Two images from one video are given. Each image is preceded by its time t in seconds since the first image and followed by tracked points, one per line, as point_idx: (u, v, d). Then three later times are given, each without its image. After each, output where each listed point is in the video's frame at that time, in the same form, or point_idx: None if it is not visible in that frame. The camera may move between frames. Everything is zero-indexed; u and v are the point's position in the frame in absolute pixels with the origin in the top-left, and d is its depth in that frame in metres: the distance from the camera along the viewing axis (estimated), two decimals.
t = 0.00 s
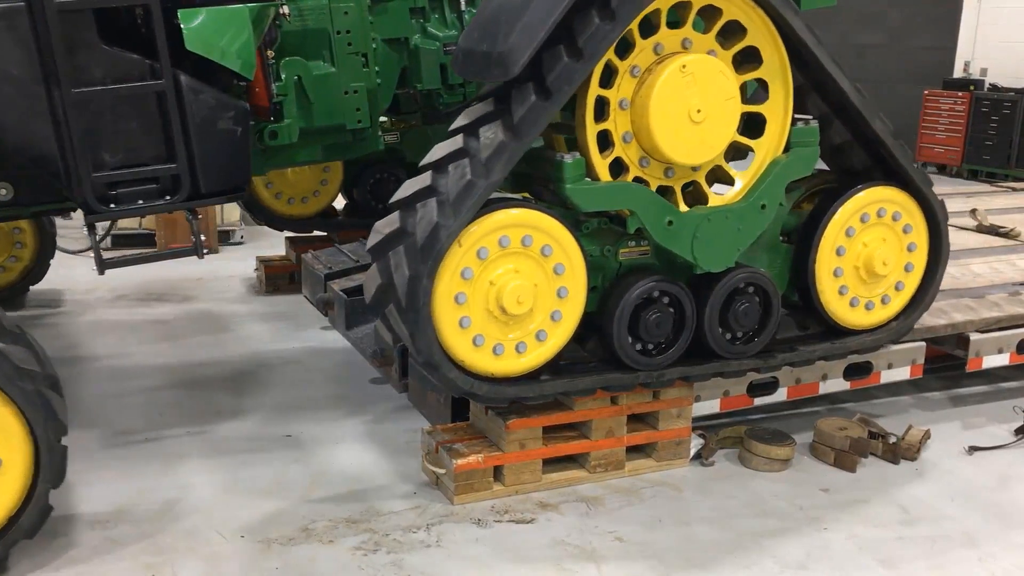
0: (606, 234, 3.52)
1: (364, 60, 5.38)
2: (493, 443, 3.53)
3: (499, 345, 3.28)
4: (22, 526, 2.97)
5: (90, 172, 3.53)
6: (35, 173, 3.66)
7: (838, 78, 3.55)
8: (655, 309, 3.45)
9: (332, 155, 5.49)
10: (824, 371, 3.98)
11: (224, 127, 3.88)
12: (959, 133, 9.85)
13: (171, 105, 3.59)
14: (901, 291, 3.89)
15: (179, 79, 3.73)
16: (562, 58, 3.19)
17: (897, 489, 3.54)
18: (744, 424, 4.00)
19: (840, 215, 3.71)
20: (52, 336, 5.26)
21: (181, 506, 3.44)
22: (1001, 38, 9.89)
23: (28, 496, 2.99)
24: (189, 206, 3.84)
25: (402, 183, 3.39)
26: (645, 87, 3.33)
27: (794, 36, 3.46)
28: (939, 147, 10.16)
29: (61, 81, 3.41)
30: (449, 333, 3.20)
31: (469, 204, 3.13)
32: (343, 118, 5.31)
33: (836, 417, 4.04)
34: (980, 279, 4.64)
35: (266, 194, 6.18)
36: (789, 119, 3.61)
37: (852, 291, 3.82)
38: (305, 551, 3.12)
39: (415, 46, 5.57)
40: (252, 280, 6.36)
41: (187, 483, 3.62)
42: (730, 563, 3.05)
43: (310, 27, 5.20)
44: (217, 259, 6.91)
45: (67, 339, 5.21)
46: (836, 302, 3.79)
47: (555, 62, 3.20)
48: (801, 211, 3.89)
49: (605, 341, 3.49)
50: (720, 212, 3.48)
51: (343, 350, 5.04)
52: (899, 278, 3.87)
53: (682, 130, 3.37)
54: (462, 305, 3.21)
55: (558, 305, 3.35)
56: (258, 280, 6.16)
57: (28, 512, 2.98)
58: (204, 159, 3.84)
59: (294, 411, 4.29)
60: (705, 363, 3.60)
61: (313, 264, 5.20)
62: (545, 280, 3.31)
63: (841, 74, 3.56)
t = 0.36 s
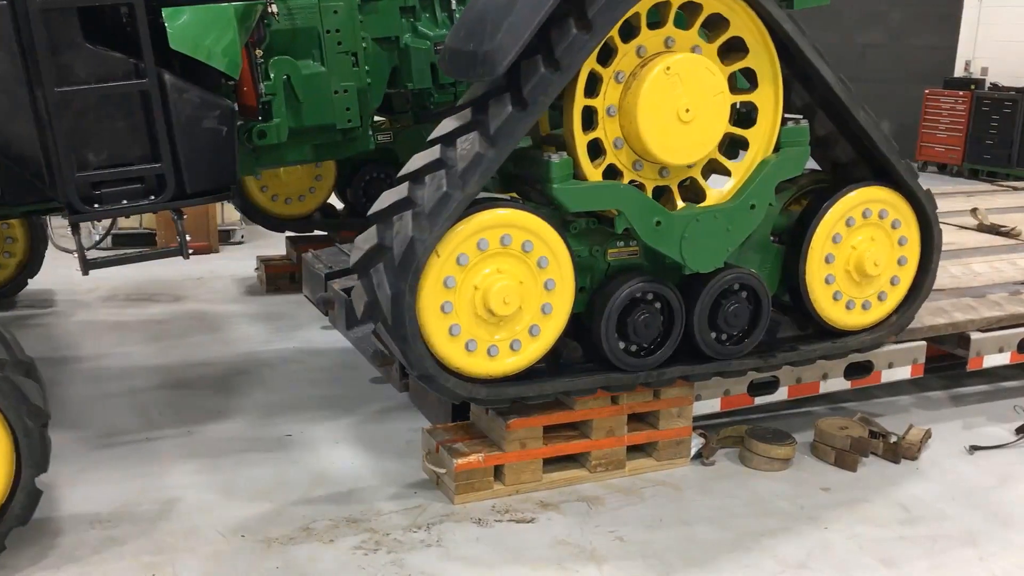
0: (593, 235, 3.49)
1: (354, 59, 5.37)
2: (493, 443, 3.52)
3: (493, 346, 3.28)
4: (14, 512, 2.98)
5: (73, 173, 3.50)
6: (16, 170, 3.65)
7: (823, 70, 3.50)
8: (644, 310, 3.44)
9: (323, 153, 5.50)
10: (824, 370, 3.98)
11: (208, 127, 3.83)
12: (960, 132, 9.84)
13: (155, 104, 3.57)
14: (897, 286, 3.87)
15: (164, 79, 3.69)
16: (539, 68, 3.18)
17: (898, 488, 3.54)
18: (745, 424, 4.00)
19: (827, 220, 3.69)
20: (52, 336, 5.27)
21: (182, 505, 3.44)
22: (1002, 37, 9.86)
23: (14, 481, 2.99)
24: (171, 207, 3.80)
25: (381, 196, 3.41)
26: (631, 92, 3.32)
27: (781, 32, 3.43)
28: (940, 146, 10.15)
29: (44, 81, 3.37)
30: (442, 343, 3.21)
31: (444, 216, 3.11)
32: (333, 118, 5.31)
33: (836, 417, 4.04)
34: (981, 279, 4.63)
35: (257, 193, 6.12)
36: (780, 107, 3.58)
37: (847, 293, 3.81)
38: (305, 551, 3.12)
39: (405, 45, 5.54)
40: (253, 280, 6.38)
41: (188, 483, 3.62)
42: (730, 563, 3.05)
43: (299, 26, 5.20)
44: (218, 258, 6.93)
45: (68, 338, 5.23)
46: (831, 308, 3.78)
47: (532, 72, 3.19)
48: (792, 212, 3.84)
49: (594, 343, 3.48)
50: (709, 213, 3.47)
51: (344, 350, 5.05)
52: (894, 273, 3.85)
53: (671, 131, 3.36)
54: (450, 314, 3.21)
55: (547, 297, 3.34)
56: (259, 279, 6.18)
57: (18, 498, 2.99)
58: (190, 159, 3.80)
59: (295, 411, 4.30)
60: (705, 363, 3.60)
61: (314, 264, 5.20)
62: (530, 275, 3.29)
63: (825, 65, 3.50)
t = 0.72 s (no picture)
0: (581, 235, 3.49)
1: (344, 58, 5.28)
2: (494, 442, 3.52)
3: (486, 346, 3.28)
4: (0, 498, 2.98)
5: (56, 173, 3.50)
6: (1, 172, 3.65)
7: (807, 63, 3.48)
8: (632, 310, 3.43)
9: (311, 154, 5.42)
10: (824, 370, 3.98)
11: (194, 126, 3.85)
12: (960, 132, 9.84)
13: (139, 103, 3.59)
14: (893, 280, 3.85)
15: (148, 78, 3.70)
16: (515, 79, 3.17)
17: (898, 488, 3.53)
18: (746, 423, 4.00)
19: (813, 226, 3.68)
20: (53, 335, 5.28)
21: (182, 505, 3.44)
22: (1002, 37, 9.86)
23: None
24: (155, 207, 3.80)
25: (360, 207, 3.39)
26: (617, 97, 3.31)
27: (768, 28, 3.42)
28: (940, 146, 10.15)
29: (27, 80, 3.39)
30: (436, 353, 3.22)
31: (419, 229, 3.09)
32: (322, 119, 5.21)
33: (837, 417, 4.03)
34: (981, 278, 4.63)
35: (250, 193, 6.13)
36: (770, 93, 3.55)
37: (842, 295, 3.80)
38: (305, 550, 3.12)
39: (395, 44, 5.49)
40: (253, 280, 6.38)
41: (189, 483, 3.62)
42: (730, 562, 3.05)
43: (288, 26, 5.10)
44: (218, 258, 6.94)
45: (68, 338, 5.23)
46: (829, 313, 3.78)
47: (509, 84, 3.17)
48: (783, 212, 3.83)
49: (582, 342, 3.46)
50: (697, 213, 3.45)
51: (344, 350, 5.05)
52: (889, 268, 3.83)
53: (660, 131, 3.35)
54: (438, 322, 3.21)
55: (535, 290, 3.32)
56: (259, 279, 6.19)
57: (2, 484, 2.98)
58: (175, 158, 3.81)
59: (294, 411, 4.30)
60: (705, 363, 3.60)
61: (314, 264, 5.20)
62: (513, 270, 3.27)
63: (806, 55, 3.48)
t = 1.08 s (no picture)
0: (567, 235, 3.49)
1: (333, 58, 5.26)
2: (494, 442, 3.52)
3: (479, 344, 3.28)
4: None
5: (37, 173, 3.47)
6: None
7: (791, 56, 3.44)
8: (617, 310, 3.41)
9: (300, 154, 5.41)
10: (824, 369, 3.99)
11: (177, 126, 3.82)
12: (960, 133, 9.84)
13: (123, 103, 3.58)
14: (889, 274, 3.84)
15: (131, 78, 3.68)
16: (488, 91, 3.18)
17: (898, 488, 3.53)
18: (746, 423, 4.00)
19: (800, 239, 3.67)
20: (51, 335, 5.29)
21: (182, 505, 3.44)
22: (1003, 37, 9.86)
23: None
24: (138, 207, 3.78)
25: (335, 223, 3.37)
26: (602, 103, 3.30)
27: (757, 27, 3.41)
28: (940, 146, 10.15)
29: (8, 80, 3.39)
30: (428, 360, 3.22)
31: (390, 242, 3.07)
32: (311, 118, 5.20)
33: (837, 416, 4.04)
34: (981, 278, 4.63)
35: (244, 195, 6.16)
36: (757, 79, 3.51)
37: (839, 297, 3.80)
38: (305, 550, 3.12)
39: (386, 44, 5.49)
40: (252, 279, 6.39)
41: (189, 483, 3.62)
42: (730, 562, 3.05)
43: (276, 25, 5.12)
44: (218, 258, 6.95)
45: (67, 339, 5.24)
46: (827, 317, 3.79)
47: (481, 95, 3.18)
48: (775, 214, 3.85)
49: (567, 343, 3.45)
50: (684, 214, 3.43)
51: (344, 350, 5.05)
52: (883, 264, 3.82)
53: (649, 132, 3.34)
54: (424, 330, 3.20)
55: (518, 282, 3.30)
56: (258, 279, 6.20)
57: None
58: (160, 158, 3.78)
59: (293, 411, 4.31)
60: (706, 363, 3.60)
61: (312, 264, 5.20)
62: (494, 267, 3.25)
63: (790, 45, 3.45)
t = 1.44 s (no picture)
0: (552, 236, 3.49)
1: (322, 57, 5.28)
2: (493, 441, 3.52)
3: (470, 342, 3.28)
4: None
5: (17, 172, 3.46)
6: None
7: (773, 45, 3.41)
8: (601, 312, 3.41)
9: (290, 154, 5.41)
10: (824, 369, 4.00)
11: (161, 126, 3.80)
12: (960, 133, 9.85)
13: (105, 103, 3.56)
14: (883, 267, 3.82)
15: (115, 77, 3.67)
16: (461, 102, 3.19)
17: (897, 488, 3.53)
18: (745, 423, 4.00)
19: (787, 250, 3.67)
20: (49, 336, 5.29)
21: (182, 505, 3.44)
22: (1002, 37, 9.85)
23: None
24: (123, 207, 3.76)
25: (314, 239, 3.38)
26: (588, 109, 3.30)
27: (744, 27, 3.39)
28: (940, 146, 10.15)
29: None
30: (420, 365, 3.23)
31: (363, 257, 3.07)
32: (299, 119, 5.20)
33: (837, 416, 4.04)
34: (981, 278, 4.63)
35: (238, 197, 6.16)
36: (745, 65, 3.48)
37: (834, 297, 3.79)
38: (305, 550, 3.12)
39: (376, 43, 5.44)
40: (252, 279, 6.39)
41: (189, 482, 3.62)
42: (731, 561, 3.05)
43: (264, 24, 5.11)
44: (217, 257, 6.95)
45: (66, 339, 5.25)
46: (825, 320, 3.79)
47: (455, 107, 3.19)
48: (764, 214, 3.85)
49: (553, 344, 3.45)
50: (670, 215, 3.43)
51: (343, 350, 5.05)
52: (875, 258, 3.80)
53: (637, 133, 3.34)
54: (413, 336, 3.21)
55: (501, 275, 3.28)
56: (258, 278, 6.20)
57: None
58: (143, 159, 3.76)
59: (290, 412, 4.31)
60: (706, 364, 3.61)
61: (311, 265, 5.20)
62: (474, 265, 3.24)
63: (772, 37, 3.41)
